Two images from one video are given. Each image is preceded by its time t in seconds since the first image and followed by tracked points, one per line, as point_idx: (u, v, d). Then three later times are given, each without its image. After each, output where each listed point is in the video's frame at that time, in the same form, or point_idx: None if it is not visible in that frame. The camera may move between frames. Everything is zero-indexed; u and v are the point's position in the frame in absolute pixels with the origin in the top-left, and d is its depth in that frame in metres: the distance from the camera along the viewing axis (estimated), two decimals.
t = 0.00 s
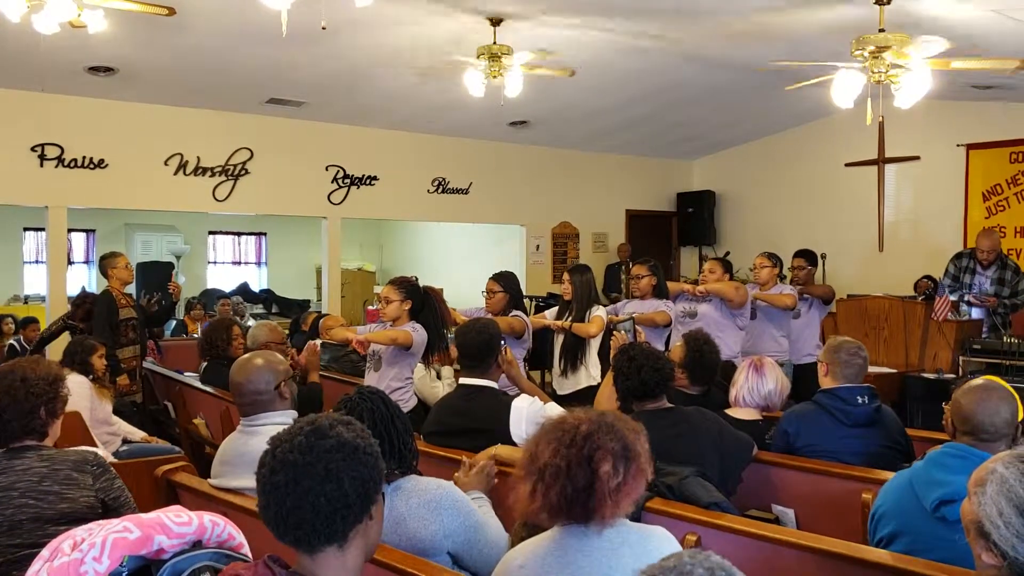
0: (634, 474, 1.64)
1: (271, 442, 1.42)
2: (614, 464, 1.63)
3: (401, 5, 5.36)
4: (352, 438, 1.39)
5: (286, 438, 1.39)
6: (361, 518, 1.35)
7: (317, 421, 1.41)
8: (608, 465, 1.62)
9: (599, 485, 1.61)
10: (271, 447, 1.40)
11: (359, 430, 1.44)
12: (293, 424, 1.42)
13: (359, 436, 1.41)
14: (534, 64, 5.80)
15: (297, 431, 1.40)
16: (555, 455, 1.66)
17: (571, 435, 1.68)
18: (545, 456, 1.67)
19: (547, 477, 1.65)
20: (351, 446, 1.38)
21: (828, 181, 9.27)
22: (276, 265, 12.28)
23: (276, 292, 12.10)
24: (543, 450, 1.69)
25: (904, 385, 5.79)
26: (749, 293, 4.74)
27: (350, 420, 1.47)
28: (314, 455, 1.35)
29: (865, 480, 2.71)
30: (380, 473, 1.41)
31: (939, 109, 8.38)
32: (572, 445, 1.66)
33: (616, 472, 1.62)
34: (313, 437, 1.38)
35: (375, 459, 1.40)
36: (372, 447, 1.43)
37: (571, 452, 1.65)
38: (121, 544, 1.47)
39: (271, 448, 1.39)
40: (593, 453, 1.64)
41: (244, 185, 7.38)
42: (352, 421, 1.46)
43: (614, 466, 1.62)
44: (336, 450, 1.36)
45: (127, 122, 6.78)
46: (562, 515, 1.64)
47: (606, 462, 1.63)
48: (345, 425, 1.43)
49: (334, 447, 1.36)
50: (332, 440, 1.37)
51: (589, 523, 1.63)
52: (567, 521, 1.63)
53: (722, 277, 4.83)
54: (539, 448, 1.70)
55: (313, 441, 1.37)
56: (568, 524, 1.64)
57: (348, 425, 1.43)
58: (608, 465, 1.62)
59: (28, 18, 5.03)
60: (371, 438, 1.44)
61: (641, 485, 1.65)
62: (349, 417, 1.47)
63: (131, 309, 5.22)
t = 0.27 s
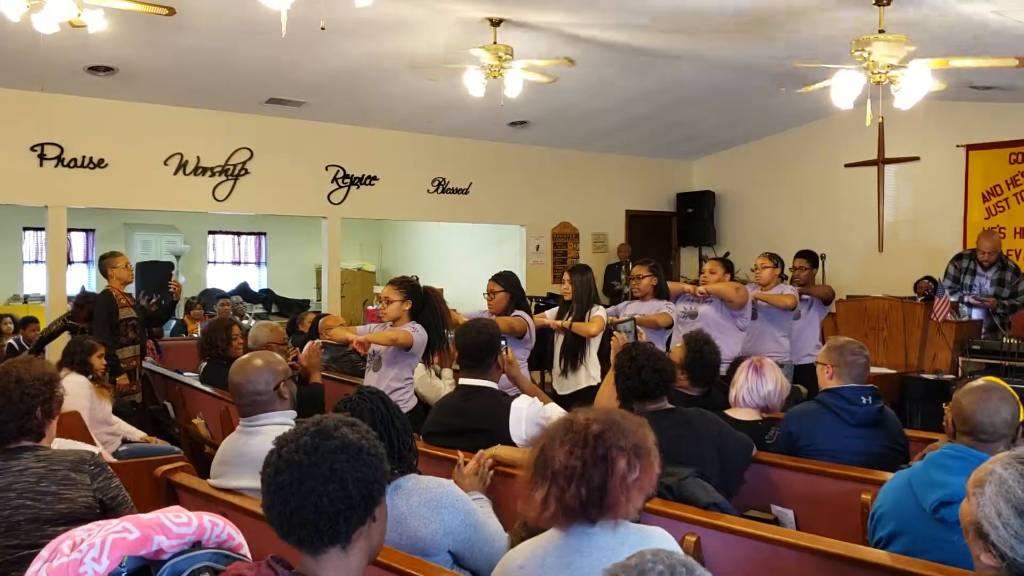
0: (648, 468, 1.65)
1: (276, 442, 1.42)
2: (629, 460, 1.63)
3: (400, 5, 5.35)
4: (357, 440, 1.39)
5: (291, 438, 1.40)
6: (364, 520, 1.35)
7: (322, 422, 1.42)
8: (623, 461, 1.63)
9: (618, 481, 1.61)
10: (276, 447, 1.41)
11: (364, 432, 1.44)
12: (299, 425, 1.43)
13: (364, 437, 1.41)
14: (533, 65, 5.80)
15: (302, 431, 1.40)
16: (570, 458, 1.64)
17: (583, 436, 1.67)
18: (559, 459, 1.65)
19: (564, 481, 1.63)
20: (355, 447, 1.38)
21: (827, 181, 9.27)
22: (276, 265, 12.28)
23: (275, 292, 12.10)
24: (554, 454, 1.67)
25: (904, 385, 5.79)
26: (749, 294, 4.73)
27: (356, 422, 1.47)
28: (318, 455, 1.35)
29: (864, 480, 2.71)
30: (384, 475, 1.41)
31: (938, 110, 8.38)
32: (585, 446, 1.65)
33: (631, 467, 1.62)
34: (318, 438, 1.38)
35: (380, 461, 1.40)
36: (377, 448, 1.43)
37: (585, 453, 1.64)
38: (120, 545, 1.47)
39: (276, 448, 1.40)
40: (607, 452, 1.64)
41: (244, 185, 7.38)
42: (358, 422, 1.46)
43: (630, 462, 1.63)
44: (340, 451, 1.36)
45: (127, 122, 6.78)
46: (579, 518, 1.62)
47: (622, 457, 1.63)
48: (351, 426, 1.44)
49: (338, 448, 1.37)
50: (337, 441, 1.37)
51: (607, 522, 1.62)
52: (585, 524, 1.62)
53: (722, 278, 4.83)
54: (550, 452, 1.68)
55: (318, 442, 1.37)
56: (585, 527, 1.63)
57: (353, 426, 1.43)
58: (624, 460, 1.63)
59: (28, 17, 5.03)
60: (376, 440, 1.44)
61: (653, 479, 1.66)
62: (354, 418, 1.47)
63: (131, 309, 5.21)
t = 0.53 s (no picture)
0: (650, 444, 1.72)
1: (287, 441, 1.42)
2: (632, 436, 1.70)
3: (400, 5, 5.35)
4: (367, 442, 1.39)
5: (302, 437, 1.40)
6: (373, 522, 1.35)
7: (333, 423, 1.42)
8: (629, 437, 1.69)
9: (626, 456, 1.67)
10: (287, 446, 1.41)
11: (375, 433, 1.44)
12: (310, 424, 1.43)
13: (375, 439, 1.41)
14: (535, 64, 5.80)
15: (313, 430, 1.40)
16: (579, 440, 1.70)
17: (586, 419, 1.73)
18: (568, 443, 1.70)
19: (575, 464, 1.67)
20: (365, 450, 1.38)
21: (829, 181, 9.27)
22: (276, 264, 12.28)
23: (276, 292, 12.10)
24: (563, 441, 1.71)
25: (904, 385, 5.79)
26: (753, 293, 4.71)
27: (367, 423, 1.47)
28: (328, 456, 1.35)
29: (865, 481, 2.71)
30: (393, 477, 1.41)
31: (939, 110, 8.37)
32: (590, 428, 1.72)
33: (637, 442, 1.69)
34: (329, 438, 1.38)
35: (389, 464, 1.40)
36: (386, 450, 1.43)
37: (591, 434, 1.71)
38: (121, 544, 1.47)
39: (287, 446, 1.40)
40: (612, 430, 1.70)
41: (244, 185, 7.38)
42: (369, 423, 1.46)
43: (634, 437, 1.70)
44: (351, 452, 1.36)
45: (128, 122, 6.78)
46: (594, 503, 1.65)
47: (626, 433, 1.70)
48: (362, 428, 1.44)
49: (349, 449, 1.37)
50: (348, 442, 1.37)
51: (620, 502, 1.66)
52: (600, 507, 1.65)
53: (727, 275, 4.82)
54: (557, 440, 1.72)
55: (328, 443, 1.37)
56: (600, 510, 1.65)
57: (364, 428, 1.43)
58: (628, 435, 1.69)
59: (28, 17, 5.04)
60: (386, 442, 1.44)
61: (655, 456, 1.72)
62: (365, 419, 1.47)
63: (132, 308, 5.21)
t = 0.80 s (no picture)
0: (644, 426, 1.74)
1: (296, 439, 1.43)
2: (627, 416, 1.72)
3: (400, 5, 5.35)
4: (376, 441, 1.39)
5: (310, 436, 1.40)
6: (380, 522, 1.35)
7: (342, 422, 1.42)
8: (625, 417, 1.71)
9: (623, 436, 1.69)
10: (296, 444, 1.41)
11: (384, 432, 1.44)
12: (319, 422, 1.43)
13: (383, 439, 1.41)
14: (535, 64, 5.80)
15: (323, 428, 1.41)
16: (578, 423, 1.70)
17: (581, 403, 1.74)
18: (567, 428, 1.70)
19: (574, 448, 1.67)
20: (374, 449, 1.38)
21: (829, 182, 9.27)
22: (276, 264, 12.29)
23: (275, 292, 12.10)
24: (562, 427, 1.71)
25: (904, 386, 5.79)
26: (755, 294, 4.70)
27: (376, 422, 1.48)
28: (336, 455, 1.36)
29: (864, 481, 2.71)
30: (402, 477, 1.41)
31: (940, 111, 8.37)
32: (586, 411, 1.72)
33: (633, 422, 1.71)
34: (337, 437, 1.38)
35: (397, 463, 1.40)
36: (395, 449, 1.43)
37: (588, 416, 1.71)
38: (120, 543, 1.47)
39: (296, 444, 1.40)
40: (609, 410, 1.71)
41: (245, 185, 7.38)
42: (378, 423, 1.46)
43: (629, 417, 1.72)
44: (359, 451, 1.37)
45: (128, 121, 6.78)
46: (599, 485, 1.65)
47: (622, 413, 1.72)
48: (371, 427, 1.44)
49: (357, 448, 1.37)
50: (356, 442, 1.38)
51: (621, 483, 1.67)
52: (603, 490, 1.65)
53: (730, 276, 4.83)
54: (555, 426, 1.72)
55: (336, 441, 1.37)
56: (602, 493, 1.65)
57: (373, 427, 1.43)
58: (624, 416, 1.71)
59: (30, 16, 5.04)
60: (396, 442, 1.44)
61: (650, 437, 1.74)
62: (374, 418, 1.48)
63: (132, 307, 5.21)
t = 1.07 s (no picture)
0: (635, 423, 1.75)
1: (300, 438, 1.42)
2: (616, 412, 1.74)
3: (401, 5, 5.35)
4: (380, 442, 1.39)
5: (315, 436, 1.40)
6: (385, 523, 1.35)
7: (347, 422, 1.42)
8: (613, 413, 1.73)
9: (612, 431, 1.71)
10: (301, 444, 1.41)
11: (389, 432, 1.44)
12: (324, 422, 1.43)
13: (388, 440, 1.40)
14: (535, 65, 5.80)
15: (327, 429, 1.40)
16: (565, 420, 1.73)
17: (570, 402, 1.78)
18: (554, 426, 1.73)
19: (562, 444, 1.70)
20: (379, 450, 1.38)
21: (829, 182, 9.27)
22: (276, 264, 12.29)
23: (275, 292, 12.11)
24: (549, 426, 1.74)
25: (904, 387, 5.79)
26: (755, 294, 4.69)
27: (381, 422, 1.47)
28: (341, 457, 1.35)
29: (864, 482, 2.71)
30: (406, 478, 1.41)
31: (940, 111, 8.38)
32: (574, 409, 1.75)
33: (621, 418, 1.73)
34: (342, 438, 1.38)
35: (402, 464, 1.40)
36: (400, 450, 1.42)
37: (576, 414, 1.74)
38: (121, 542, 1.47)
39: (300, 444, 1.40)
40: (596, 407, 1.74)
41: (245, 185, 7.38)
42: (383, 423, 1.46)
43: (617, 413, 1.74)
44: (364, 453, 1.36)
45: (128, 121, 6.78)
46: (589, 480, 1.67)
47: (610, 409, 1.74)
48: (376, 427, 1.44)
49: (362, 450, 1.37)
50: (361, 443, 1.37)
51: (612, 478, 1.67)
52: (594, 485, 1.66)
53: (730, 277, 4.83)
54: (544, 426, 1.75)
55: (341, 443, 1.37)
56: (594, 488, 1.66)
57: (377, 427, 1.43)
58: (612, 412, 1.73)
59: (32, 16, 5.04)
60: (401, 443, 1.44)
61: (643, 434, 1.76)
62: (379, 418, 1.47)
63: (132, 307, 5.22)
